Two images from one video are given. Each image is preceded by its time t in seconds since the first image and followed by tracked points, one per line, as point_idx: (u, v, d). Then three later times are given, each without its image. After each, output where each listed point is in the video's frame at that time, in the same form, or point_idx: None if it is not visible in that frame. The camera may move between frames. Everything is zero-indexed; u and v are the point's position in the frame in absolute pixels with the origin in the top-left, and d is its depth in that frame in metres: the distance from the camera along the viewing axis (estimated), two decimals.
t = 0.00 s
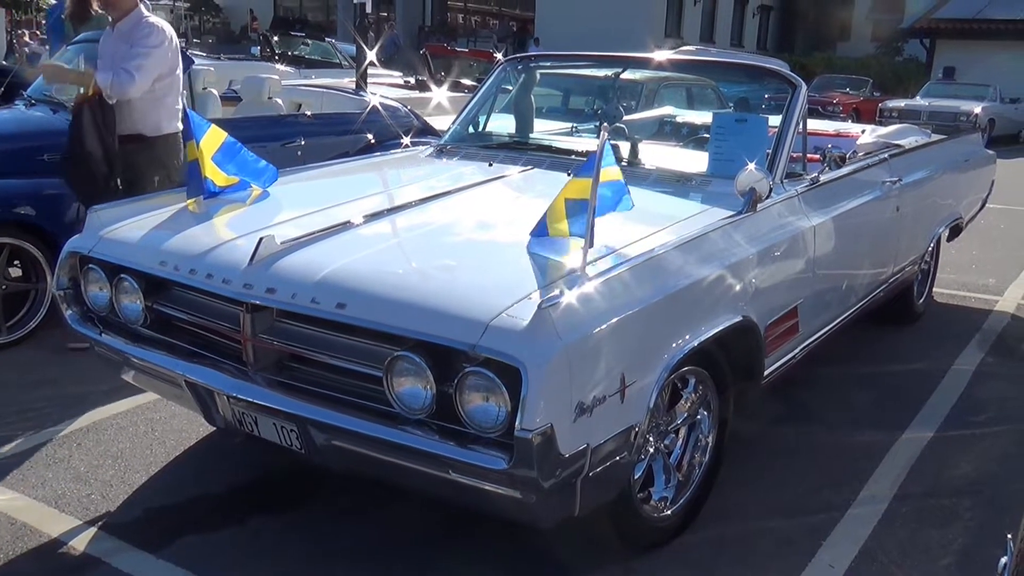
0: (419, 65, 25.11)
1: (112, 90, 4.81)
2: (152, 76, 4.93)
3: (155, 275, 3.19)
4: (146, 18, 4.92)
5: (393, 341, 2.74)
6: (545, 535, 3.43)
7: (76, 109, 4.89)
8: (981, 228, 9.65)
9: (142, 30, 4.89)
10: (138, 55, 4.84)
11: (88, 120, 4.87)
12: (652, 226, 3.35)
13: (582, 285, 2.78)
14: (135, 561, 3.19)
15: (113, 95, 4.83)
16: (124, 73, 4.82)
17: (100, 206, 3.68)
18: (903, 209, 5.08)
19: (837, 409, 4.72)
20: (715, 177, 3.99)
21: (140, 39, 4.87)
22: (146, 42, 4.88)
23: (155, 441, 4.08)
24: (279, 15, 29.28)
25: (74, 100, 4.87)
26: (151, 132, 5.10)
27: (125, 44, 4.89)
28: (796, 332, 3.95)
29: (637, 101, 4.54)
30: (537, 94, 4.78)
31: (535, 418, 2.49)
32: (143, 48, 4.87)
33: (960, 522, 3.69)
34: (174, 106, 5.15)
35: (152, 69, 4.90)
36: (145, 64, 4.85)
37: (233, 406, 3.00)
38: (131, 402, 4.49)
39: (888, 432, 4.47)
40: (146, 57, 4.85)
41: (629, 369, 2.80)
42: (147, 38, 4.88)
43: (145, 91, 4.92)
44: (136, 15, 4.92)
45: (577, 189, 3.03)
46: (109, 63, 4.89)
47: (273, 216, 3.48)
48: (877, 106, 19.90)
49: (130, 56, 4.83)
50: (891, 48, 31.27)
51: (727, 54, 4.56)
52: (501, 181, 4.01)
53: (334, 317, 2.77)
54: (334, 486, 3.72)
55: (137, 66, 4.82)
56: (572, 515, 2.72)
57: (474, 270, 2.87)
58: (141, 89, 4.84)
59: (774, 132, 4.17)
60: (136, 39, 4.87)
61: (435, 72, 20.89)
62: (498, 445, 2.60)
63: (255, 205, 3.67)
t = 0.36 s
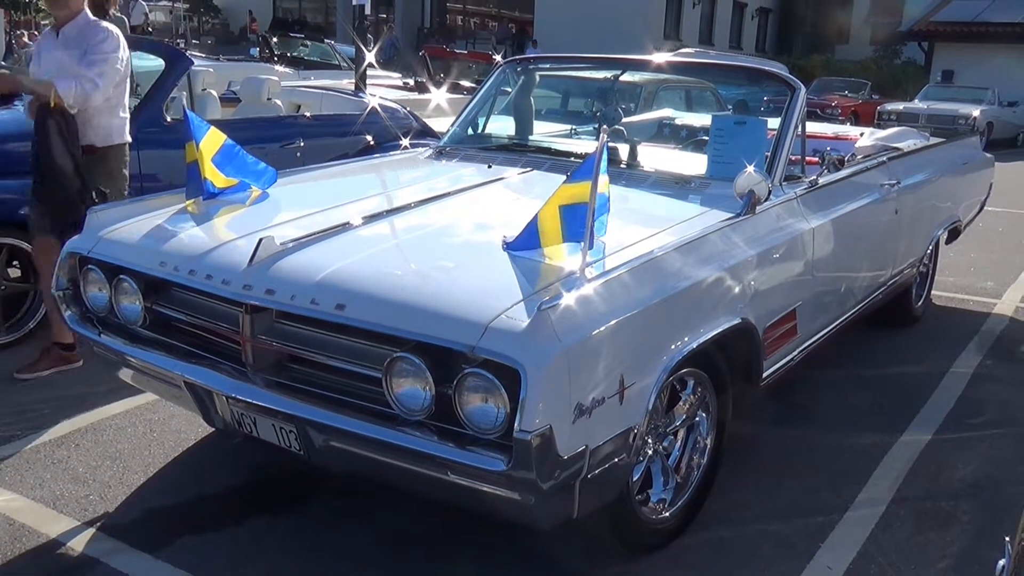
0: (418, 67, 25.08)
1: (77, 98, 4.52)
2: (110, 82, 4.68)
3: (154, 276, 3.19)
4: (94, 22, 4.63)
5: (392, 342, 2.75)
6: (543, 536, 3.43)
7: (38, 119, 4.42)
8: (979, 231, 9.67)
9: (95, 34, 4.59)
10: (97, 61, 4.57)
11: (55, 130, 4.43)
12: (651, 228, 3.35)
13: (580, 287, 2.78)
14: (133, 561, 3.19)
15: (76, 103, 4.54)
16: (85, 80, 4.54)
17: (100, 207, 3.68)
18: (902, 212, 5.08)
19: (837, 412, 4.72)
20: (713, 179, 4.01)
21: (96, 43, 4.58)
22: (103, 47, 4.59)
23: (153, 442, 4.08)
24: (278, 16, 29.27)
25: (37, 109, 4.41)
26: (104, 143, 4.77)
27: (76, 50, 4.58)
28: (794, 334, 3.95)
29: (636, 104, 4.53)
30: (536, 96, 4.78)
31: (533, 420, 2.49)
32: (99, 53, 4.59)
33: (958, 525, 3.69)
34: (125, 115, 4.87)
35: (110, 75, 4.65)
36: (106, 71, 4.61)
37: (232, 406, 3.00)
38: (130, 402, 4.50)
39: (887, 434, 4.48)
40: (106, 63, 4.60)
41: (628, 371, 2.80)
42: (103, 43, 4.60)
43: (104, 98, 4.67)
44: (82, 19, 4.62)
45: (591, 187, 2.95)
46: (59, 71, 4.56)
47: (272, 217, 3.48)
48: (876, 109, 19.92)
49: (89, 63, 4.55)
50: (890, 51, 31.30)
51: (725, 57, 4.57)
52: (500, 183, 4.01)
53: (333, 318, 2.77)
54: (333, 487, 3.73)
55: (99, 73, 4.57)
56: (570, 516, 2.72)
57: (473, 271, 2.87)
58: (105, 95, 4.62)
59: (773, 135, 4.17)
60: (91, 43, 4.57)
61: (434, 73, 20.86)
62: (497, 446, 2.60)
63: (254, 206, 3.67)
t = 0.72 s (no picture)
0: (417, 68, 25.08)
1: (43, 98, 4.37)
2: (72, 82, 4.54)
3: (155, 277, 3.19)
4: (45, 19, 4.48)
5: (392, 343, 2.75)
6: (543, 538, 3.43)
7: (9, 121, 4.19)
8: (978, 234, 9.68)
9: (53, 31, 4.45)
10: (59, 60, 4.43)
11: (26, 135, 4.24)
12: (651, 230, 3.36)
13: (580, 289, 2.78)
14: (133, 562, 3.20)
15: (41, 103, 4.38)
16: (49, 79, 4.39)
17: (100, 208, 3.68)
18: (901, 214, 5.09)
19: (836, 414, 4.73)
20: (713, 181, 4.02)
21: (55, 41, 4.43)
22: (62, 45, 4.45)
23: (153, 443, 4.08)
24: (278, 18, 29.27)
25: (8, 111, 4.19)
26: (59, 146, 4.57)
27: (33, 50, 4.42)
28: (793, 336, 3.96)
29: (635, 105, 4.56)
30: (536, 98, 4.78)
31: (533, 422, 2.49)
32: (59, 51, 4.45)
33: (957, 527, 3.70)
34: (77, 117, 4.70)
35: (71, 73, 4.50)
36: (68, 71, 4.47)
37: (232, 407, 3.00)
38: (130, 403, 4.50)
39: (886, 436, 4.48)
40: (69, 62, 4.46)
41: (627, 373, 2.80)
42: (62, 40, 4.45)
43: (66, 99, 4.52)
44: (34, 16, 4.47)
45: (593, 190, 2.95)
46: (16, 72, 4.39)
47: (271, 218, 3.48)
48: (875, 111, 19.94)
49: (52, 61, 4.41)
50: (890, 53, 31.33)
51: (724, 59, 4.59)
52: (500, 185, 4.02)
53: (333, 320, 2.78)
54: (332, 488, 3.73)
55: (63, 72, 4.43)
56: (570, 518, 2.72)
57: (472, 273, 2.88)
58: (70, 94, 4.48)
59: (773, 137, 4.16)
60: (50, 41, 4.42)
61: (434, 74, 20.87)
62: (496, 448, 2.60)
63: (254, 207, 3.67)
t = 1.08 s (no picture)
0: (417, 69, 25.07)
1: None
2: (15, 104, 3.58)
3: (156, 278, 3.19)
4: None
5: (393, 345, 2.75)
6: (543, 539, 3.43)
7: None
8: (978, 235, 9.68)
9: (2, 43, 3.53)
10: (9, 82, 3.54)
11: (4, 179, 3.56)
12: (652, 231, 3.36)
13: (580, 290, 2.79)
14: (133, 563, 3.20)
15: None
16: None
17: (101, 210, 3.68)
18: (901, 216, 5.09)
19: (837, 415, 4.72)
20: (714, 182, 4.02)
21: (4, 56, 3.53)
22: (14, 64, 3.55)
23: (153, 444, 4.08)
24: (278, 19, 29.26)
25: None
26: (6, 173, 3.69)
27: None
28: (794, 337, 3.96)
29: (635, 107, 4.55)
30: (535, 99, 4.77)
31: (534, 422, 2.49)
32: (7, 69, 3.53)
33: (957, 528, 3.70)
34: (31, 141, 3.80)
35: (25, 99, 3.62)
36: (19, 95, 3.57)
37: (233, 408, 3.01)
38: (131, 404, 4.50)
39: (886, 438, 4.49)
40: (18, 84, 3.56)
41: (628, 374, 2.81)
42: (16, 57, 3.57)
43: None
44: None
45: (593, 193, 2.94)
46: None
47: (272, 219, 3.49)
48: (875, 112, 19.94)
49: None
50: (889, 54, 31.34)
51: (723, 60, 4.60)
52: (500, 186, 4.02)
53: (334, 321, 2.78)
54: (333, 490, 3.73)
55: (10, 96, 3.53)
56: (571, 519, 2.73)
57: (472, 274, 2.88)
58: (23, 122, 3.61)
59: (772, 138, 4.17)
60: None
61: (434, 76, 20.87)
62: (497, 449, 2.61)
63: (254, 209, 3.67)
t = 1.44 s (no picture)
0: (418, 71, 25.06)
1: None
2: None
3: (156, 279, 3.19)
4: None
5: (394, 346, 2.75)
6: (545, 541, 3.43)
7: None
8: (978, 237, 9.68)
9: None
10: None
11: None
12: (653, 233, 3.36)
13: (580, 291, 2.79)
14: (134, 565, 3.20)
15: None
16: None
17: (102, 210, 3.68)
18: (901, 217, 5.08)
19: (838, 417, 4.72)
20: (714, 184, 4.01)
21: None
22: None
23: (153, 445, 4.08)
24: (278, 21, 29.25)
25: None
26: None
27: None
28: (795, 338, 3.96)
29: (636, 108, 4.56)
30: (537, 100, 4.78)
31: (535, 424, 2.49)
32: None
33: (958, 529, 3.69)
34: None
35: None
36: None
37: (233, 410, 3.01)
38: (132, 405, 4.50)
39: (887, 439, 4.48)
40: None
41: (629, 375, 2.81)
42: None
43: None
44: None
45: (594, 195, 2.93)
46: None
47: (272, 221, 3.49)
48: (875, 114, 19.94)
49: None
50: (890, 56, 31.35)
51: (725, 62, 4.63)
52: (501, 187, 4.02)
53: (335, 323, 2.78)
54: (334, 491, 3.73)
55: None
56: (571, 521, 2.72)
57: (473, 276, 2.88)
58: None
59: (774, 139, 4.17)
60: None
61: (434, 78, 20.85)
62: (498, 450, 2.60)
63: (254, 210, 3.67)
